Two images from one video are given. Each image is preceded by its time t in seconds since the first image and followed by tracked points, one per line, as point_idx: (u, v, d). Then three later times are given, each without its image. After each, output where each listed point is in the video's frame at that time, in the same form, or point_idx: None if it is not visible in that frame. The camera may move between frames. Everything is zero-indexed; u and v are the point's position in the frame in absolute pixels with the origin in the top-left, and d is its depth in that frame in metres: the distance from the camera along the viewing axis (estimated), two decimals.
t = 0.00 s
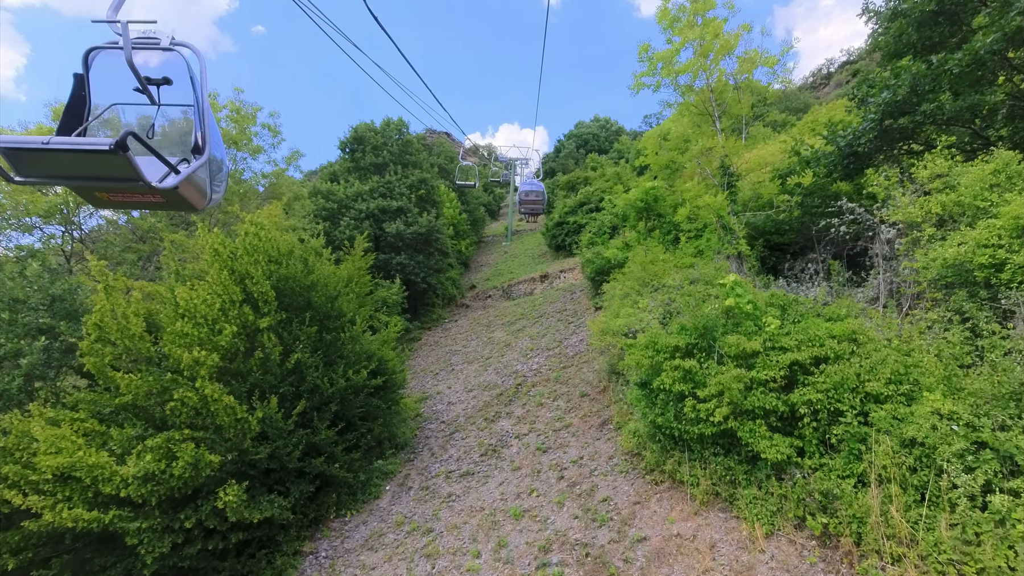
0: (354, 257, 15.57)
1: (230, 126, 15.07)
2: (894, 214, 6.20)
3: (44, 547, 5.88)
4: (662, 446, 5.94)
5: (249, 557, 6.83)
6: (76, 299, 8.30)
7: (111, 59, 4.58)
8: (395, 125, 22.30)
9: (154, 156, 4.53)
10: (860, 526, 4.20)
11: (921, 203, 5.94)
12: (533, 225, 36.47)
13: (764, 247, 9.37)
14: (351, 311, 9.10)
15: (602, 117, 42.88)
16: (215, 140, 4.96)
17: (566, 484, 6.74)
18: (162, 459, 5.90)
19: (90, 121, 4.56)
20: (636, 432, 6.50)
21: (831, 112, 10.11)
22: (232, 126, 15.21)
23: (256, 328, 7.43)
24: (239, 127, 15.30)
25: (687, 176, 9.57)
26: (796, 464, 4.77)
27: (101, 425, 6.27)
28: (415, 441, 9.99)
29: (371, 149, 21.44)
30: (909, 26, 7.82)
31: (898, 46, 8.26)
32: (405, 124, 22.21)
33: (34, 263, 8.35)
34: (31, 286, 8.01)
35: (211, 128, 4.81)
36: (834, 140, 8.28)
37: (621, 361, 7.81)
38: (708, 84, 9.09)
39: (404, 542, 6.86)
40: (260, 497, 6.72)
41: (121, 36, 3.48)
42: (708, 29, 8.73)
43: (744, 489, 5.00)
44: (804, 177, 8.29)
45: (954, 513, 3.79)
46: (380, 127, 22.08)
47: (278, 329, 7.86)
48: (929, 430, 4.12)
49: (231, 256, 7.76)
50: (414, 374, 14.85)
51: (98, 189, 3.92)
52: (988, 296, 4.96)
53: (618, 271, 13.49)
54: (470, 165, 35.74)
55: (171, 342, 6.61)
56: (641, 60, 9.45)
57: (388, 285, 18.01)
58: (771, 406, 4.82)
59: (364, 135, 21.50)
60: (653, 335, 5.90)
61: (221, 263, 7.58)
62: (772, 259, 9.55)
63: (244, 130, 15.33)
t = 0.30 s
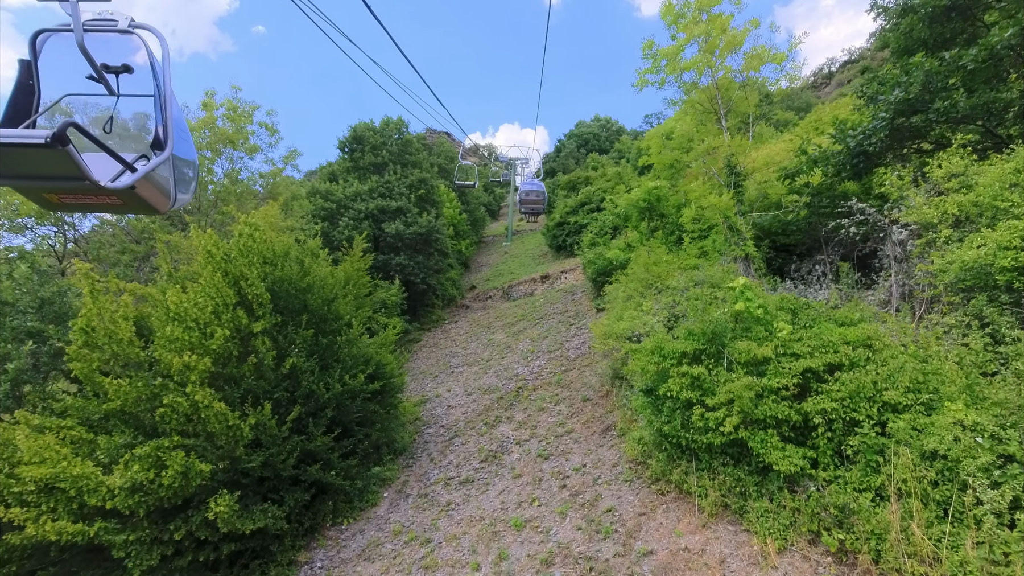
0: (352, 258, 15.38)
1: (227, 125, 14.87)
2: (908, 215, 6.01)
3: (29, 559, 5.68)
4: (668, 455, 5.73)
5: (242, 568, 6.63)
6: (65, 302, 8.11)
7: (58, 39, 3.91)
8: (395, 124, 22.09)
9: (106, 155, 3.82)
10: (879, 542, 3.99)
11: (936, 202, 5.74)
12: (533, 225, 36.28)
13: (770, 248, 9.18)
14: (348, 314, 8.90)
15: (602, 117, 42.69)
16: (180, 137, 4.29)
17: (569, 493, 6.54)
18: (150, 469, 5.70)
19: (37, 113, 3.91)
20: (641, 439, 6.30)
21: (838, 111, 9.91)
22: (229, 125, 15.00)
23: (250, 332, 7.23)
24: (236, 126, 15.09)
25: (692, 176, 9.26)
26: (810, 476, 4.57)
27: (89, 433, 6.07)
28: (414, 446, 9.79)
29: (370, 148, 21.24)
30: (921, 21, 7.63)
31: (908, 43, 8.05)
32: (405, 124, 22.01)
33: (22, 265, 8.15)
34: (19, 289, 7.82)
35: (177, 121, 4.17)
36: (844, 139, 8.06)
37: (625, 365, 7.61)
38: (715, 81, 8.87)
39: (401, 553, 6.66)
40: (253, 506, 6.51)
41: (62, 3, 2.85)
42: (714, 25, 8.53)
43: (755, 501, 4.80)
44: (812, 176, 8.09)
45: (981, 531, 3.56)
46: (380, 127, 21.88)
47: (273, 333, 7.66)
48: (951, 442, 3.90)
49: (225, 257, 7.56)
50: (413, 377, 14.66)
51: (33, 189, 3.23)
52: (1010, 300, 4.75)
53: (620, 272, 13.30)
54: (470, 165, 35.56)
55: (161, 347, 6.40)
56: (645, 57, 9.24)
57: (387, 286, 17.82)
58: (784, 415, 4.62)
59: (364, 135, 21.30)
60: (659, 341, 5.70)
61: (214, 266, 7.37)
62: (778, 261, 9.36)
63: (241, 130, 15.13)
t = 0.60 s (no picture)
0: (351, 259, 15.18)
1: (223, 123, 14.67)
2: (923, 215, 5.80)
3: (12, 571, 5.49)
4: (674, 464, 5.53)
5: None
6: (55, 304, 7.94)
7: None
8: (394, 123, 21.87)
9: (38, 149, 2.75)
10: (899, 559, 3.77)
11: (952, 202, 5.53)
12: (534, 225, 36.07)
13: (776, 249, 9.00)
14: (345, 317, 8.70)
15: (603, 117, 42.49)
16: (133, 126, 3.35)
17: (571, 502, 6.34)
18: (138, 478, 5.52)
19: None
20: (646, 447, 6.09)
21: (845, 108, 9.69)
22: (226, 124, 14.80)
23: (242, 335, 7.03)
24: (232, 125, 14.90)
25: (699, 175, 9.25)
26: (824, 488, 4.37)
27: (76, 440, 5.88)
28: (412, 450, 9.59)
29: (370, 147, 21.06)
30: (933, 16, 7.40)
31: (919, 39, 7.84)
32: (405, 123, 21.80)
33: (11, 266, 7.98)
34: (7, 291, 7.64)
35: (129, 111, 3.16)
36: (853, 137, 7.85)
37: (628, 369, 7.41)
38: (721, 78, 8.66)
39: (398, 564, 6.46)
40: (245, 515, 6.31)
41: None
42: (719, 20, 8.34)
43: (766, 514, 4.60)
44: (821, 175, 7.89)
45: (1009, 549, 3.35)
46: (379, 126, 21.69)
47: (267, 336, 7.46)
48: (975, 454, 3.69)
49: (218, 259, 7.36)
50: (413, 379, 14.47)
51: None
52: None
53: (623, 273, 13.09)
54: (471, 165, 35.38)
55: (150, 352, 6.22)
56: (648, 53, 9.05)
57: (387, 287, 17.62)
58: (797, 424, 4.41)
59: (363, 134, 21.11)
60: (665, 345, 5.50)
61: (206, 267, 7.17)
62: (784, 262, 9.17)
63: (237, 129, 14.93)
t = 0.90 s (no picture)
0: (349, 259, 14.99)
1: (219, 122, 14.48)
2: (938, 216, 5.59)
3: None
4: (680, 473, 5.33)
5: None
6: (43, 307, 7.76)
7: None
8: (393, 122, 21.70)
9: None
10: None
11: (970, 202, 5.31)
12: (535, 225, 35.89)
13: (781, 250, 8.81)
14: (341, 319, 8.50)
15: (604, 116, 42.30)
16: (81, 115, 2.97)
17: (573, 511, 6.15)
18: (124, 488, 5.32)
19: None
20: (650, 455, 5.89)
21: (853, 105, 9.48)
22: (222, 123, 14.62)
23: (235, 339, 6.84)
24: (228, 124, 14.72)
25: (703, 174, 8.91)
26: (839, 502, 4.16)
27: (61, 448, 5.69)
28: (411, 455, 9.40)
29: (369, 147, 20.89)
30: (945, 10, 7.18)
31: (930, 34, 7.62)
32: (404, 122, 21.61)
33: None
34: None
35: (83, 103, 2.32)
36: (863, 135, 7.64)
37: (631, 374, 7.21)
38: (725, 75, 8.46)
39: None
40: (237, 525, 6.11)
41: None
42: (724, 15, 8.11)
43: (777, 528, 4.40)
44: (829, 175, 7.69)
45: None
46: (378, 125, 21.53)
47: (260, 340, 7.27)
48: (1001, 468, 3.47)
49: (210, 260, 7.16)
50: (412, 381, 14.27)
51: None
52: None
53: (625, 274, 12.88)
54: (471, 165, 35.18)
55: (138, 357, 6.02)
56: (651, 50, 8.84)
57: (386, 287, 17.43)
58: (810, 435, 4.21)
59: (361, 133, 20.92)
60: (671, 350, 5.30)
61: (197, 269, 6.97)
62: (790, 263, 8.98)
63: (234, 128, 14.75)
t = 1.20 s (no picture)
0: (348, 260, 14.79)
1: (215, 121, 14.29)
2: (955, 217, 5.37)
3: None
4: (686, 484, 5.13)
5: None
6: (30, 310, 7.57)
7: None
8: (392, 122, 21.51)
9: None
10: None
11: (987, 202, 5.10)
12: (535, 225, 35.70)
13: (787, 251, 8.62)
14: (337, 322, 8.30)
15: (604, 116, 42.12)
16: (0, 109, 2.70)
17: (574, 522, 5.95)
18: (109, 499, 5.11)
19: None
20: (655, 464, 5.69)
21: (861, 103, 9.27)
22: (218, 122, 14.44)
23: (226, 343, 6.64)
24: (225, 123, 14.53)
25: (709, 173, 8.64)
26: (854, 517, 3.94)
27: (45, 456, 5.47)
28: (408, 461, 9.21)
29: (368, 146, 20.71)
30: (957, 5, 6.95)
31: (941, 29, 7.40)
32: (403, 121, 21.42)
33: None
34: None
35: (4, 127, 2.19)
36: (873, 133, 7.43)
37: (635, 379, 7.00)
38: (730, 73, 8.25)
39: None
40: (227, 536, 5.92)
41: None
42: (729, 11, 7.88)
43: (789, 543, 4.18)
44: (837, 174, 7.49)
45: None
46: (377, 125, 21.34)
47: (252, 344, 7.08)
48: None
49: (201, 261, 6.96)
50: (411, 384, 14.08)
51: None
52: None
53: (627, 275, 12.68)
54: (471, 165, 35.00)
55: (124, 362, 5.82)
56: (654, 46, 8.64)
57: (384, 288, 17.24)
58: (824, 446, 4.00)
59: (360, 132, 20.73)
60: (677, 355, 5.10)
61: (188, 270, 6.79)
62: (795, 264, 8.80)
63: (230, 128, 14.57)
